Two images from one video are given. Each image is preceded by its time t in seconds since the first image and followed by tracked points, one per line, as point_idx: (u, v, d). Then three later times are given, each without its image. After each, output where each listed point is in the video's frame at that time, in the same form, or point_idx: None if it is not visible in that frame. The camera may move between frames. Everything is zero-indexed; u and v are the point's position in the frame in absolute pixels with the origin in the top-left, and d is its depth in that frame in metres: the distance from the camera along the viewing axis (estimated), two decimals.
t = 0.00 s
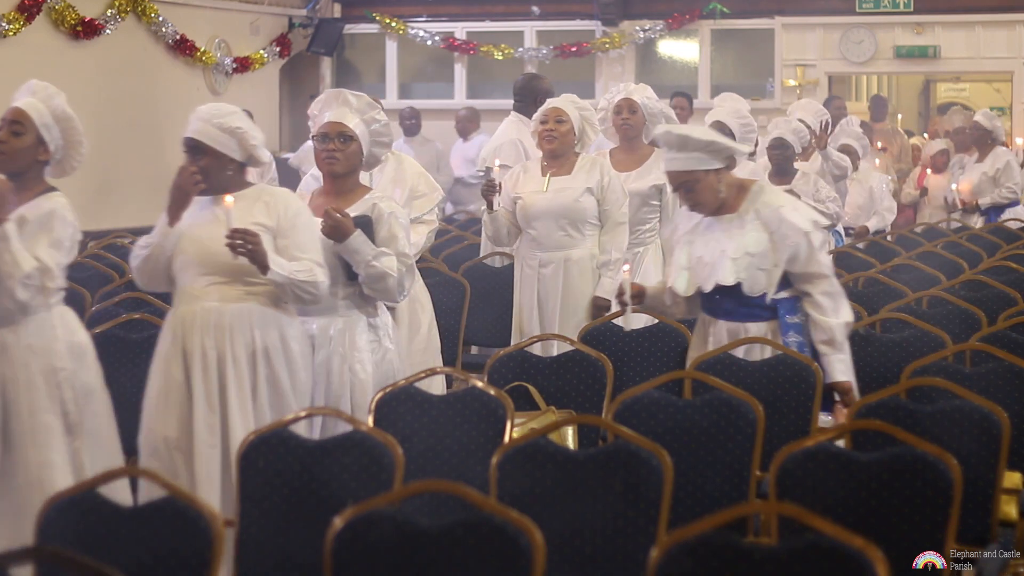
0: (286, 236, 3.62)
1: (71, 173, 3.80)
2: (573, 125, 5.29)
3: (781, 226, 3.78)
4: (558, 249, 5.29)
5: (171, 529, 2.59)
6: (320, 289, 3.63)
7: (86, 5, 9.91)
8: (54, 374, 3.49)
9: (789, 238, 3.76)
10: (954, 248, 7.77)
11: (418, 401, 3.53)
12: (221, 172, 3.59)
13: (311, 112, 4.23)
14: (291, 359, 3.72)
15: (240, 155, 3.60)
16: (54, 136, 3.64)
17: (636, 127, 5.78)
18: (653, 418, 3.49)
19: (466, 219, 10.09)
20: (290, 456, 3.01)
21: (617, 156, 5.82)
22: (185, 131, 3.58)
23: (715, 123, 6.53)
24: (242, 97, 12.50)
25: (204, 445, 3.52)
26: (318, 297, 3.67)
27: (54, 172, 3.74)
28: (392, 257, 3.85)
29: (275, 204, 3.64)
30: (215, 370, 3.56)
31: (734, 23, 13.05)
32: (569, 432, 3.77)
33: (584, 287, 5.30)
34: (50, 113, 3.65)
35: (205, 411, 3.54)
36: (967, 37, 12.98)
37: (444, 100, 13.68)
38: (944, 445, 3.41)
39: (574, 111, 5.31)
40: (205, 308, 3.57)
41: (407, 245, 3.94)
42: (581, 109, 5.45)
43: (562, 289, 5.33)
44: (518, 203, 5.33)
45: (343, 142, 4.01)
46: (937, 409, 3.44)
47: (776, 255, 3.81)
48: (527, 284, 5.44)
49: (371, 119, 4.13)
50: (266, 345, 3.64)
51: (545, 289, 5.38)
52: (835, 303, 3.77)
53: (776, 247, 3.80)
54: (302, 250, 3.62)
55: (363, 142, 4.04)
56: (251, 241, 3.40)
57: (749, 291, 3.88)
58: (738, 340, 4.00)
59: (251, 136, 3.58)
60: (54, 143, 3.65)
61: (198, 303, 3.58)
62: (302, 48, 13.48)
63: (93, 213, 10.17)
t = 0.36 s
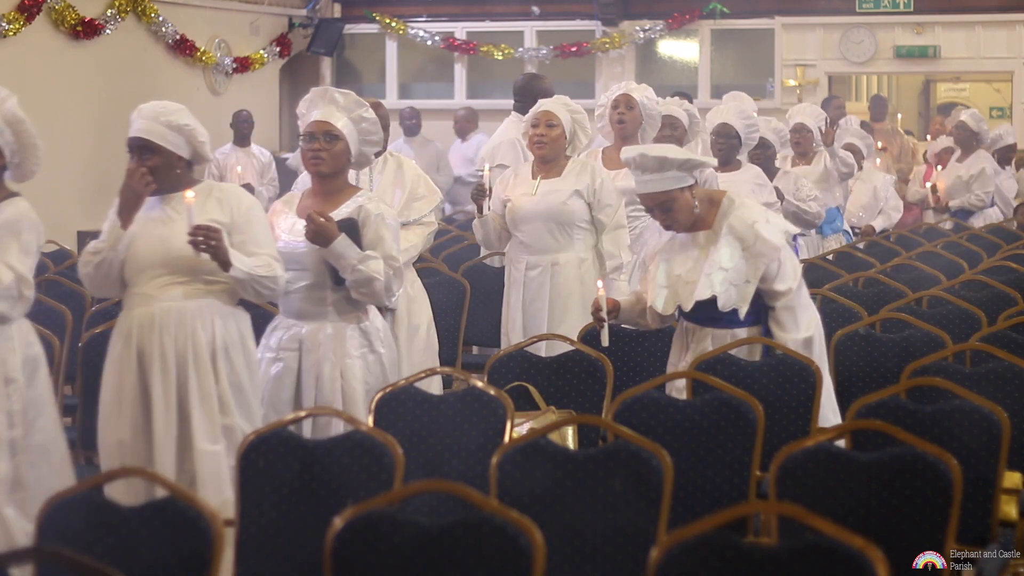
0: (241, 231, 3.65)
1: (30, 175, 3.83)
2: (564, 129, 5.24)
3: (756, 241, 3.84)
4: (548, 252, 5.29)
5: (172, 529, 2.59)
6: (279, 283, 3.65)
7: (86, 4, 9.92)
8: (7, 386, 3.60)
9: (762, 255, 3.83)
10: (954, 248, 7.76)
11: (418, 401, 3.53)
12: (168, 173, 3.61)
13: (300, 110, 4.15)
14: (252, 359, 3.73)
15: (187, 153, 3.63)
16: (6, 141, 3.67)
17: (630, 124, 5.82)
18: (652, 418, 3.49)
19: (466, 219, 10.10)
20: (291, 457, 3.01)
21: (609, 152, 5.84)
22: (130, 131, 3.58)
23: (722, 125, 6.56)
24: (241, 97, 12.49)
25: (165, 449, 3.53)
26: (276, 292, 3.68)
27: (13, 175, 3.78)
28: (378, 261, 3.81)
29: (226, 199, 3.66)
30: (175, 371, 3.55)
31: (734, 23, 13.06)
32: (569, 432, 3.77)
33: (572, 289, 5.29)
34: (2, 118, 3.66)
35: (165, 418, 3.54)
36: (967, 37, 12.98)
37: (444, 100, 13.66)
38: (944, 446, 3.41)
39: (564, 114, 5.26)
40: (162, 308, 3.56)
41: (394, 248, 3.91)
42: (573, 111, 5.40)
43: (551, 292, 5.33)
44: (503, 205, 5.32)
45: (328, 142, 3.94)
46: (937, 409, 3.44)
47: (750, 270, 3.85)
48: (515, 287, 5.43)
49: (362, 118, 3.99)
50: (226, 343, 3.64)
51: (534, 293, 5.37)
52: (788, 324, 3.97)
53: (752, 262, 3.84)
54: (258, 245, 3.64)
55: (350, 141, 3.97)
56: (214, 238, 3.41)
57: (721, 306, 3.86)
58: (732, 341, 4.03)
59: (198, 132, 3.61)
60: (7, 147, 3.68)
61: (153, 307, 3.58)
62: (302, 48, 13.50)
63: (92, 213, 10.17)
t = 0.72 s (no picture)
0: (213, 237, 3.54)
1: None
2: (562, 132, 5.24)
3: (749, 274, 3.88)
4: (546, 257, 5.28)
5: (172, 530, 2.59)
6: (252, 291, 3.51)
7: (86, 4, 9.92)
8: None
9: (754, 288, 3.90)
10: (954, 248, 7.76)
11: (417, 401, 3.53)
12: (149, 174, 3.54)
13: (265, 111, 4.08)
14: (222, 373, 3.56)
15: (167, 155, 3.57)
16: None
17: (627, 122, 5.80)
18: (652, 418, 3.49)
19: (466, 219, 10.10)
20: (290, 457, 3.01)
21: (605, 150, 5.83)
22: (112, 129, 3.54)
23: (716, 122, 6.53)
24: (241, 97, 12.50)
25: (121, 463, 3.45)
26: (248, 304, 3.54)
27: None
28: (348, 264, 3.69)
29: (199, 204, 3.55)
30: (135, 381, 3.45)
31: (734, 23, 13.07)
32: (569, 432, 3.77)
33: (571, 293, 5.27)
34: None
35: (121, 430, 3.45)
36: (967, 37, 12.97)
37: (444, 100, 13.66)
38: (944, 447, 3.41)
39: (562, 115, 5.26)
40: (125, 316, 3.46)
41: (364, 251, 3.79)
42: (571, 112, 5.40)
43: (550, 296, 5.31)
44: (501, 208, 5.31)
45: (291, 143, 3.86)
46: (937, 409, 3.44)
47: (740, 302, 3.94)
48: (512, 291, 5.39)
49: (328, 120, 3.94)
50: (190, 355, 3.50)
51: (532, 297, 5.34)
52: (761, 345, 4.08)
53: (743, 295, 3.94)
54: (230, 252, 3.53)
55: (313, 143, 3.88)
56: (177, 244, 3.30)
57: (710, 336, 3.92)
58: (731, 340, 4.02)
59: (180, 134, 3.56)
60: None
61: (116, 313, 3.48)
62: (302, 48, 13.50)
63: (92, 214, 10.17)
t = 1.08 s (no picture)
0: (174, 242, 3.43)
1: None
2: (569, 132, 5.19)
3: (733, 293, 3.88)
4: (549, 259, 5.27)
5: (172, 530, 2.59)
6: (205, 301, 3.39)
7: (86, 4, 9.92)
8: None
9: (738, 307, 3.92)
10: (953, 248, 7.76)
11: (417, 401, 3.53)
12: (131, 168, 3.47)
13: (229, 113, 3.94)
14: (177, 377, 3.49)
15: (155, 151, 3.51)
16: None
17: (624, 120, 5.72)
18: (653, 418, 3.49)
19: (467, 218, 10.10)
20: (289, 457, 3.01)
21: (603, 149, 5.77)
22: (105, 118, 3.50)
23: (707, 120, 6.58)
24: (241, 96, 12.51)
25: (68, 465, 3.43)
26: (207, 312, 3.43)
27: None
28: (303, 269, 3.65)
29: (170, 206, 3.45)
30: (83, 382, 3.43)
31: (734, 23, 13.07)
32: (569, 432, 3.77)
33: (575, 296, 5.27)
34: None
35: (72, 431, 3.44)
36: (967, 38, 12.98)
37: (444, 100, 13.66)
38: (944, 446, 3.41)
39: (570, 115, 5.20)
40: (80, 316, 3.44)
41: (319, 255, 3.73)
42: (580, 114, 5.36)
43: (554, 298, 5.29)
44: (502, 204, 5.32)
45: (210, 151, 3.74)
46: (937, 409, 3.44)
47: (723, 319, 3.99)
48: (515, 293, 5.37)
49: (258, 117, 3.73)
50: (140, 358, 3.44)
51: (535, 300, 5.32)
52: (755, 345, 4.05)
53: (728, 312, 3.97)
54: (189, 258, 3.41)
55: (235, 147, 3.67)
56: (113, 249, 3.23)
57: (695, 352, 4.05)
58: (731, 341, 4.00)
59: (169, 129, 3.52)
60: None
61: (81, 311, 3.45)
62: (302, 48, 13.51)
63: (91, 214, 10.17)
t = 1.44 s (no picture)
0: (123, 248, 3.33)
1: None
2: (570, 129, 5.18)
3: (723, 307, 3.83)
4: (550, 258, 5.27)
5: (172, 530, 2.59)
6: (149, 312, 3.29)
7: (86, 4, 9.93)
8: None
9: (728, 320, 3.88)
10: (954, 248, 7.76)
11: (417, 402, 3.53)
12: (100, 168, 3.38)
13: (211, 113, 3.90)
14: (136, 386, 3.41)
15: (122, 149, 3.42)
16: None
17: (611, 127, 5.74)
18: (653, 418, 3.49)
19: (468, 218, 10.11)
20: (289, 458, 3.01)
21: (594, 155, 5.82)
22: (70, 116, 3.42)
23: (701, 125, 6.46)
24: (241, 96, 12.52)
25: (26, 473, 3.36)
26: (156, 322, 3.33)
27: None
28: (256, 272, 3.60)
29: (126, 211, 3.35)
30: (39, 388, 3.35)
31: (734, 23, 13.07)
32: (569, 432, 3.75)
33: (580, 296, 5.28)
34: None
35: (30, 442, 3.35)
36: (967, 38, 12.97)
37: (444, 100, 13.66)
38: (944, 446, 3.41)
39: (572, 112, 5.19)
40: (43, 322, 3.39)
41: (278, 258, 3.66)
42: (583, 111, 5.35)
43: (558, 297, 5.28)
44: (506, 199, 5.28)
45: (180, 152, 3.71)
46: (937, 409, 3.43)
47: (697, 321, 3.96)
48: (516, 294, 5.35)
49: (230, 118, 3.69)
50: (98, 366, 3.36)
51: (539, 300, 5.31)
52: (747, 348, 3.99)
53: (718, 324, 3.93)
54: (137, 266, 3.31)
55: (202, 148, 3.65)
56: (46, 256, 3.16)
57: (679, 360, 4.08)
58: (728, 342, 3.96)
59: (135, 127, 3.43)
60: None
61: (44, 317, 3.40)
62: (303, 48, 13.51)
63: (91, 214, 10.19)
